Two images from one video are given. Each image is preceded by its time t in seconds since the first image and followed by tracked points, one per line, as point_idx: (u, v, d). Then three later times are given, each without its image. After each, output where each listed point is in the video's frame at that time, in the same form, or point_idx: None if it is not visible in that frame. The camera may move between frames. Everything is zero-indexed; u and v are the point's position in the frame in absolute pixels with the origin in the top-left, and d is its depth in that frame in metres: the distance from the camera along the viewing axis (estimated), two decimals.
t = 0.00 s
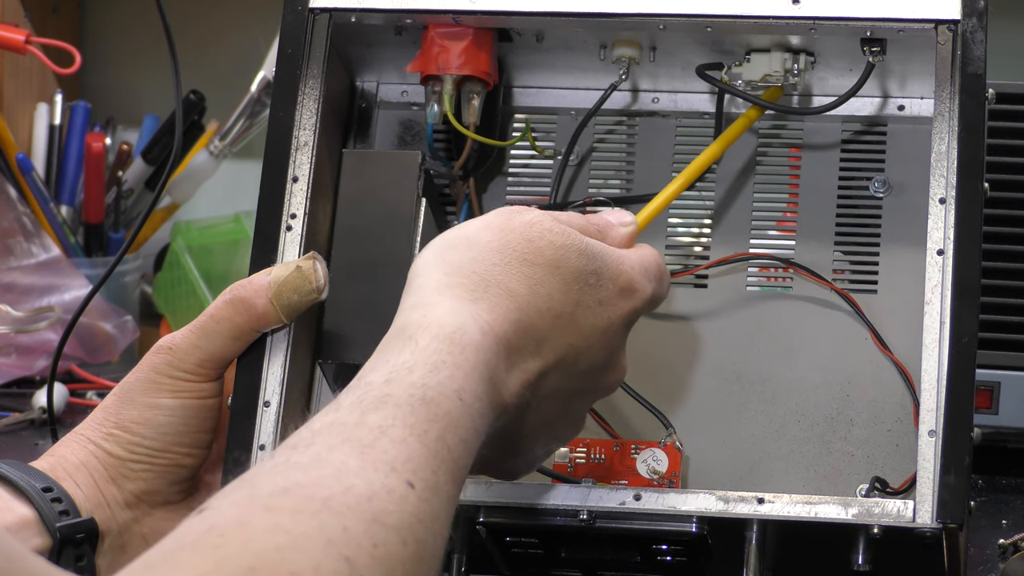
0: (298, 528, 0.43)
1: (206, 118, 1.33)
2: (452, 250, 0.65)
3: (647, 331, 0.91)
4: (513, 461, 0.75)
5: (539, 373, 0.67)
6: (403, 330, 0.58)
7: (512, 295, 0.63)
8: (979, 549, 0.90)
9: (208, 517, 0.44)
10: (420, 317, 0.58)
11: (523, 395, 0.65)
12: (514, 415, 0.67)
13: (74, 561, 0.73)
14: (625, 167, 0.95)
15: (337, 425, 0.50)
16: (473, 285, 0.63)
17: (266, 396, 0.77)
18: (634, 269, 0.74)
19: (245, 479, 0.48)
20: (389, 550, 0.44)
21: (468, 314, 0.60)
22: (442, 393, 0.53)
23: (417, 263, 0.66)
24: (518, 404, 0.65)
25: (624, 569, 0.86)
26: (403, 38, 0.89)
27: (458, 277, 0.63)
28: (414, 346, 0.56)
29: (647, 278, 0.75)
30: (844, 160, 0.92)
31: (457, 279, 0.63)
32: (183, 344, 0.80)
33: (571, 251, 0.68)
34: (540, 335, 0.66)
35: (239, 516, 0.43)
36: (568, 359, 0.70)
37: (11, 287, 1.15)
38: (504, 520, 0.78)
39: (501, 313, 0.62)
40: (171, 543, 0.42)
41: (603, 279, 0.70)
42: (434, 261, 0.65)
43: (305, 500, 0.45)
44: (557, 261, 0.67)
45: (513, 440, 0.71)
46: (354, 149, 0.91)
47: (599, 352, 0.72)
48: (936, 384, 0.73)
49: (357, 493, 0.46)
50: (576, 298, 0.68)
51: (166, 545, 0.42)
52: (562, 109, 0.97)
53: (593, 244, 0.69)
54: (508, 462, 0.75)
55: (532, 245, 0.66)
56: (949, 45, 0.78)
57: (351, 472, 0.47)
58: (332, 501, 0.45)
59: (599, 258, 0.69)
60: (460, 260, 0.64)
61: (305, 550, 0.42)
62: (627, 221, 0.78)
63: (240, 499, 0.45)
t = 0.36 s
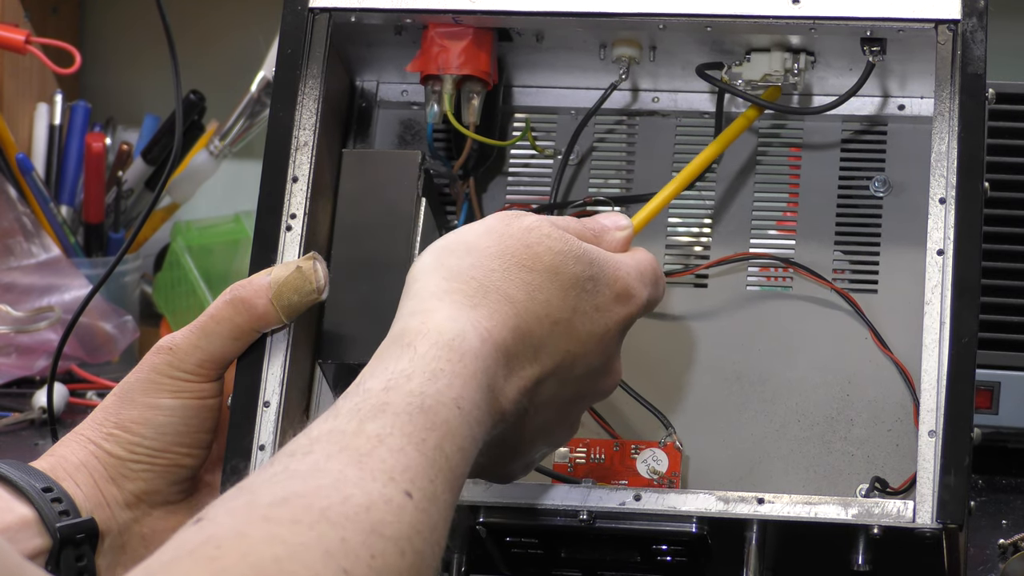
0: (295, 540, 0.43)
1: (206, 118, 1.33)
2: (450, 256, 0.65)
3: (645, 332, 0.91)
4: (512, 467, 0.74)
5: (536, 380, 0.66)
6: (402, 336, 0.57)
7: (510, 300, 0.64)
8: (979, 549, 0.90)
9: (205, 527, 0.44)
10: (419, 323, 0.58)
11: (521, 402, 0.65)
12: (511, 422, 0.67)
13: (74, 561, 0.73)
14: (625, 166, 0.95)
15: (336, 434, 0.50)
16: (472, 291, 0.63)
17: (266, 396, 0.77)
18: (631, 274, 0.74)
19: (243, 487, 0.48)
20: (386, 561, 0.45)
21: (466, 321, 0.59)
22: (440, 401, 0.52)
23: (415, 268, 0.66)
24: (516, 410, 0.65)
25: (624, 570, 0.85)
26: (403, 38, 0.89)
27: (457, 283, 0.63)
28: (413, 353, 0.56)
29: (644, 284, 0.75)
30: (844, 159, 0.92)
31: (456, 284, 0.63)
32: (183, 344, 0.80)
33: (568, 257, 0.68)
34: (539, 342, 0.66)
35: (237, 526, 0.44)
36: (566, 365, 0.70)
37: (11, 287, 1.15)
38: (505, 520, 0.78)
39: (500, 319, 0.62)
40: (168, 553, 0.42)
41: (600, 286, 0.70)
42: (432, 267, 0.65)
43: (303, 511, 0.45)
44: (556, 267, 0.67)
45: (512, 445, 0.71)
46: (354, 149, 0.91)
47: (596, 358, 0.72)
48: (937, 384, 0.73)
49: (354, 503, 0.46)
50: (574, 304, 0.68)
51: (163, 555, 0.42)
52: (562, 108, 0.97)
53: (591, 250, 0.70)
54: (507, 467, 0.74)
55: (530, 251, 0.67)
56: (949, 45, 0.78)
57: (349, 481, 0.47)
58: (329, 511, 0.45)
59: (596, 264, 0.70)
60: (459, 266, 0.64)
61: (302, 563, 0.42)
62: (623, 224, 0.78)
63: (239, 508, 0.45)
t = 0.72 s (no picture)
0: (286, 546, 0.43)
1: (206, 118, 1.33)
2: (449, 258, 0.65)
3: (643, 332, 0.91)
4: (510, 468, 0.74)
5: (533, 382, 0.67)
6: (397, 339, 0.57)
7: (507, 303, 0.63)
8: (979, 549, 0.90)
9: (197, 533, 0.44)
10: (415, 326, 0.58)
11: (517, 405, 0.65)
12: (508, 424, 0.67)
13: (74, 561, 0.73)
14: (625, 167, 0.95)
15: (328, 439, 0.50)
16: (468, 294, 0.63)
17: (266, 396, 0.77)
18: (629, 278, 0.74)
19: (235, 492, 0.48)
20: (378, 568, 0.45)
21: (461, 324, 0.59)
22: (435, 406, 0.53)
23: (412, 270, 0.65)
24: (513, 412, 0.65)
25: (624, 569, 0.86)
26: (403, 38, 0.89)
27: (454, 286, 0.63)
28: (409, 357, 0.56)
29: (641, 287, 0.75)
30: (843, 160, 0.92)
31: (453, 287, 0.62)
32: (183, 344, 0.80)
33: (566, 260, 0.68)
34: (536, 344, 0.66)
35: (228, 532, 0.44)
36: (562, 368, 0.70)
37: (11, 287, 1.15)
38: (504, 520, 0.78)
39: (497, 321, 0.62)
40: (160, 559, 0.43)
41: (598, 290, 0.70)
42: (430, 269, 0.64)
43: (294, 518, 0.45)
44: (553, 271, 0.67)
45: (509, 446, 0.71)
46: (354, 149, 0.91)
47: (593, 362, 0.72)
48: (937, 384, 0.73)
49: (346, 510, 0.46)
50: (572, 308, 0.68)
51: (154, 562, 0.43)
52: (562, 109, 0.97)
53: (589, 254, 0.70)
54: (505, 469, 0.74)
55: (528, 254, 0.66)
56: (949, 45, 0.78)
57: (341, 488, 0.47)
58: (321, 518, 0.45)
59: (595, 268, 0.70)
60: (456, 268, 0.64)
61: (294, 570, 0.42)
62: (622, 228, 0.78)
63: (230, 514, 0.45)
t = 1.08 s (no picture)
0: (281, 550, 0.43)
1: (206, 118, 1.33)
2: (443, 259, 0.65)
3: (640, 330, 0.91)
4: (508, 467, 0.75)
5: (528, 382, 0.66)
6: (393, 339, 0.58)
7: (501, 303, 0.63)
8: (979, 549, 0.90)
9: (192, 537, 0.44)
10: (410, 326, 0.58)
11: (513, 405, 0.65)
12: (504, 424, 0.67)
13: (74, 561, 0.73)
14: (625, 168, 0.96)
15: (325, 441, 0.50)
16: (464, 293, 0.62)
17: (266, 396, 0.77)
18: (627, 277, 0.73)
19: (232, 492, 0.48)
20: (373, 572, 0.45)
21: (454, 321, 0.59)
22: (430, 407, 0.52)
23: (409, 268, 0.66)
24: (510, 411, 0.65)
25: (624, 569, 0.86)
26: (403, 39, 0.89)
27: (450, 284, 0.62)
28: (404, 357, 0.55)
29: (639, 287, 0.75)
30: (843, 160, 0.92)
31: (447, 288, 0.62)
32: (183, 344, 0.80)
33: (563, 259, 0.67)
34: (532, 344, 0.65)
35: (222, 535, 0.44)
36: (558, 368, 0.70)
37: (11, 287, 1.15)
38: (504, 520, 0.78)
39: (492, 320, 0.62)
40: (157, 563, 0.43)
41: (596, 288, 0.70)
42: (424, 270, 0.64)
43: (289, 521, 0.45)
44: (550, 270, 0.66)
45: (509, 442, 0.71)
46: (354, 149, 0.92)
47: (589, 361, 0.72)
48: (937, 384, 0.73)
49: (341, 514, 0.46)
50: (568, 306, 0.68)
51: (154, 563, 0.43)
52: (562, 109, 0.97)
53: (586, 252, 0.69)
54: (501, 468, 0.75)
55: (524, 253, 0.66)
56: (949, 45, 0.78)
57: (336, 491, 0.47)
58: (316, 523, 0.45)
59: (592, 266, 0.69)
60: (452, 267, 0.64)
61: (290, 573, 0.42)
62: (620, 226, 0.78)
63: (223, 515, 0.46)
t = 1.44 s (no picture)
0: None
1: (206, 118, 1.33)
2: (441, 254, 0.61)
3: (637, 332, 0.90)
4: (502, 468, 0.72)
5: (527, 384, 0.62)
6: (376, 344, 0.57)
7: (495, 307, 0.59)
8: (979, 549, 0.90)
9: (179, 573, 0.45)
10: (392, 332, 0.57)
11: (511, 404, 0.62)
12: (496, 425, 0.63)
13: (73, 561, 0.73)
14: (625, 167, 0.95)
15: (310, 461, 0.50)
16: (455, 296, 0.59)
17: (266, 396, 0.77)
18: (656, 276, 0.65)
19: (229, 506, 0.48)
20: None
21: (444, 326, 0.57)
22: (415, 416, 0.52)
23: (408, 266, 0.63)
24: (504, 411, 0.62)
25: (624, 570, 0.86)
26: (402, 38, 0.89)
27: (440, 286, 0.59)
28: (388, 364, 0.55)
29: (672, 285, 0.66)
30: (843, 160, 0.92)
31: (438, 288, 0.59)
32: (183, 344, 0.80)
33: (572, 260, 0.61)
34: (528, 347, 0.61)
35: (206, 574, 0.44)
36: (561, 372, 0.64)
37: (11, 287, 1.15)
38: (504, 519, 0.78)
39: (482, 327, 0.58)
40: None
41: (613, 288, 0.63)
42: (420, 268, 0.61)
43: (276, 552, 0.45)
44: (554, 272, 0.61)
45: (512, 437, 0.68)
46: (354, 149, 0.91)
47: (607, 362, 0.66)
48: (937, 384, 0.73)
49: (329, 541, 0.46)
50: (577, 309, 0.62)
51: None
52: (562, 109, 0.97)
53: (606, 250, 0.62)
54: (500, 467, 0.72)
55: (529, 253, 0.61)
56: (949, 45, 0.78)
57: (322, 516, 0.47)
58: (302, 551, 0.45)
59: (609, 267, 0.62)
60: (447, 267, 0.60)
61: None
62: (671, 225, 0.69)
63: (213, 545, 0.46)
